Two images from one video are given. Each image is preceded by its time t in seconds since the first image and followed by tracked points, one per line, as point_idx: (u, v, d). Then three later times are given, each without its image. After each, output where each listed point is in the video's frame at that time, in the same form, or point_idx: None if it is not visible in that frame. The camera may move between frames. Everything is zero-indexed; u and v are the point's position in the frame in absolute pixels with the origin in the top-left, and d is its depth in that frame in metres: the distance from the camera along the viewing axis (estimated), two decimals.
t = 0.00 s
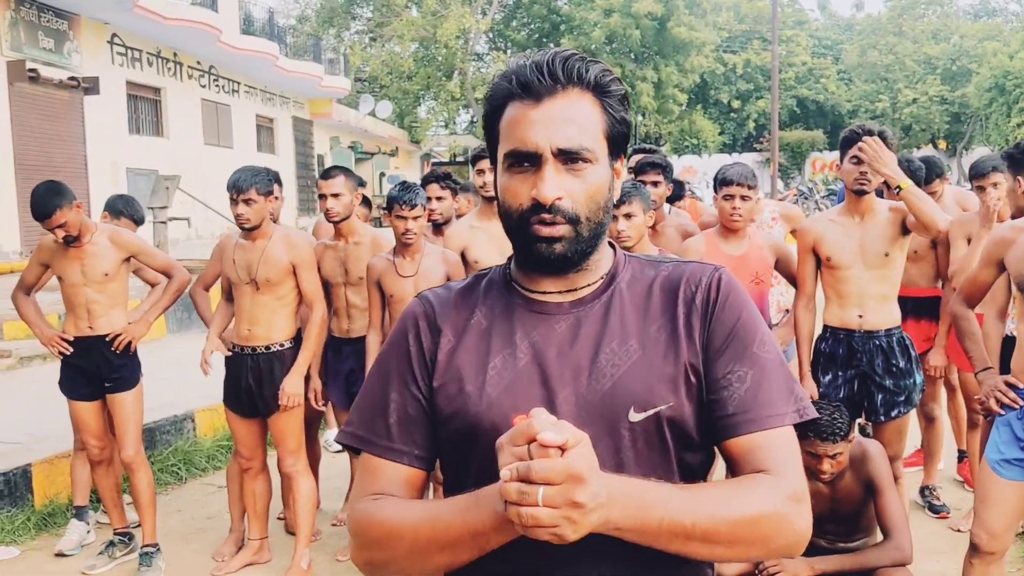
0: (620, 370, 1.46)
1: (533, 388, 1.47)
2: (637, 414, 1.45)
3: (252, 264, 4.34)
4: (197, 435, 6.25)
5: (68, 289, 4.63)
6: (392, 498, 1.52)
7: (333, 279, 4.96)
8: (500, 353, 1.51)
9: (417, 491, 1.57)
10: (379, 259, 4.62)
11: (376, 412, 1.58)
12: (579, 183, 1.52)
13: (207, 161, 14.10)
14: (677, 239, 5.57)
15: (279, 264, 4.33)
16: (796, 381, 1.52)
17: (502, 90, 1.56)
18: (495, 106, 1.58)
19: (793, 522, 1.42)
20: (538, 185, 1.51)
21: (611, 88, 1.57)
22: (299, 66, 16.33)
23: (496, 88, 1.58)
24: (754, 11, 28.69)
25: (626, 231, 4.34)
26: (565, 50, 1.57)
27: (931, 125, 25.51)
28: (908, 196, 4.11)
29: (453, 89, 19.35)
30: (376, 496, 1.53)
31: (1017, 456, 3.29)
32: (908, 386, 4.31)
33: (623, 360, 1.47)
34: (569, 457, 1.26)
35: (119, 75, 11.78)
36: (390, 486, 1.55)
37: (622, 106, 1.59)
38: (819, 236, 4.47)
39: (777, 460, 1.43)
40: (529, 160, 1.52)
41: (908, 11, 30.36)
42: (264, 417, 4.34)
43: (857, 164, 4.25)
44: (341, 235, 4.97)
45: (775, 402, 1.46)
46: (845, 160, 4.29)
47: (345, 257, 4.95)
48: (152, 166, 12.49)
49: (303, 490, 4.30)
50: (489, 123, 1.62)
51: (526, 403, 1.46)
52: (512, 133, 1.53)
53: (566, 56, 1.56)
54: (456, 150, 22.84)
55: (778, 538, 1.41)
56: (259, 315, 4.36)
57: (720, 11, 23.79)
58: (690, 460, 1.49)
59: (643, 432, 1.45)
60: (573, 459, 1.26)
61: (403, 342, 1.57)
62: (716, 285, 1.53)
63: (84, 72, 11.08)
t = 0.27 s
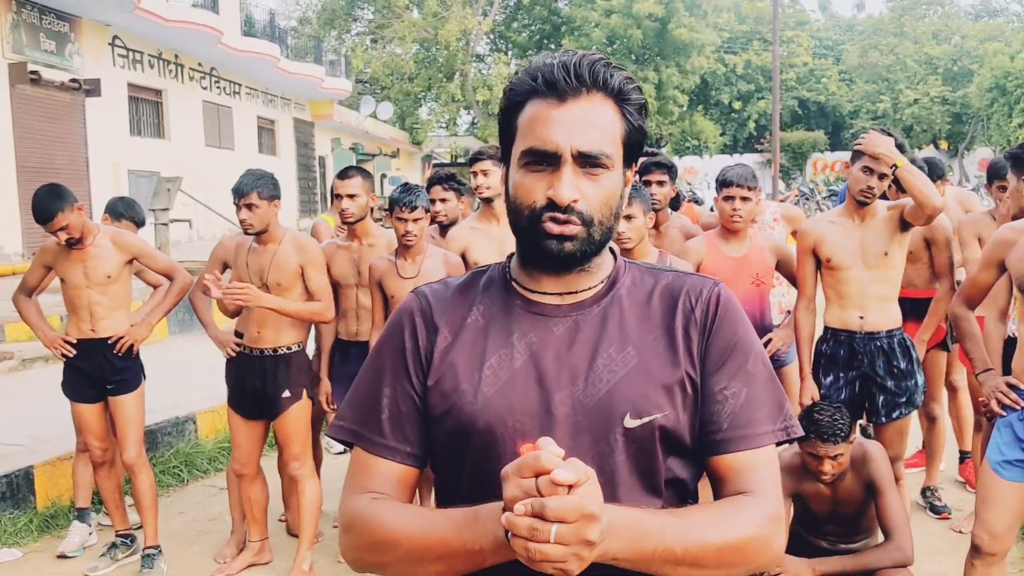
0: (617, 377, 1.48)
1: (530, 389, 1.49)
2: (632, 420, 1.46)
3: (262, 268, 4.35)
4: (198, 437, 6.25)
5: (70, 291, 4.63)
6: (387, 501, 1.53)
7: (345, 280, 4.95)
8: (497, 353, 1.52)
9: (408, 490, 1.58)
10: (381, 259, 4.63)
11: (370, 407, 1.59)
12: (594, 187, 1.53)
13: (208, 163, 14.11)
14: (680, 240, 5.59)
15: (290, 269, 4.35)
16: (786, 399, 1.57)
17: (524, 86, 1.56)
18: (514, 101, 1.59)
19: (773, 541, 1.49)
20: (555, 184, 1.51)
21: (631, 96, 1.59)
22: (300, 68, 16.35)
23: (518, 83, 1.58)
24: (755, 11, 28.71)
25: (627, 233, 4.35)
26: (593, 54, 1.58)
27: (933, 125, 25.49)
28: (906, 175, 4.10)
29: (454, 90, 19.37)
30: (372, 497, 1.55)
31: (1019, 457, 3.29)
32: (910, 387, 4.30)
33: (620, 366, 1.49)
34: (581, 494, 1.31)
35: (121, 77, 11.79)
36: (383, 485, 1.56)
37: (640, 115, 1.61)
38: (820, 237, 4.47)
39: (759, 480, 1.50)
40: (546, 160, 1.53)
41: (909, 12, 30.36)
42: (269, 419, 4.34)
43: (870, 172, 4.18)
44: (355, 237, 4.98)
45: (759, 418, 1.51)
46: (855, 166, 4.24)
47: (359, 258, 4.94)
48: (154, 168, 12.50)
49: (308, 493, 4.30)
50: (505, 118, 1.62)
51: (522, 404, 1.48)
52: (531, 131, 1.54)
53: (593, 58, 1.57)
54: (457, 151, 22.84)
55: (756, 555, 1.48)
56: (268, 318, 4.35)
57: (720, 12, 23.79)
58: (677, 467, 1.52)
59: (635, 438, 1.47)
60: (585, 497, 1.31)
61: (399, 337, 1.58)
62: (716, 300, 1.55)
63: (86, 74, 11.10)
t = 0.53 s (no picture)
0: (622, 384, 1.48)
1: (535, 396, 1.48)
2: (637, 430, 1.46)
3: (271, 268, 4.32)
4: (199, 439, 6.25)
5: (71, 293, 4.63)
6: (401, 518, 1.53)
7: (357, 281, 4.89)
8: (500, 359, 1.51)
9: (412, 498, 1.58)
10: (384, 259, 4.63)
11: (371, 412, 1.58)
12: (604, 193, 1.53)
13: (209, 164, 14.13)
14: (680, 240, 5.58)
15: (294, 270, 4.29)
16: (787, 404, 1.59)
17: (533, 85, 1.55)
18: (520, 101, 1.57)
19: (773, 547, 1.51)
20: (564, 192, 1.52)
21: (639, 98, 1.59)
22: (300, 68, 16.35)
23: (526, 83, 1.57)
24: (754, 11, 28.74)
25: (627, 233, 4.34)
26: (603, 55, 1.57)
27: (933, 125, 25.49)
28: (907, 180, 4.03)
29: (454, 91, 19.40)
30: (382, 508, 1.54)
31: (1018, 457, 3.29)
32: (910, 387, 4.30)
33: (625, 374, 1.49)
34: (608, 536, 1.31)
35: (121, 79, 11.80)
36: (388, 495, 1.56)
37: (650, 117, 1.61)
38: (820, 237, 4.47)
39: (759, 488, 1.51)
40: (554, 164, 1.53)
41: (909, 11, 30.39)
42: (274, 420, 4.35)
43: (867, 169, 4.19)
44: (370, 237, 4.96)
45: (761, 425, 1.53)
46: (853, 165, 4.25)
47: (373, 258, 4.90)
48: (154, 169, 12.51)
49: (312, 496, 4.29)
50: (509, 119, 1.61)
51: (527, 412, 1.47)
52: (539, 135, 1.53)
53: (603, 59, 1.56)
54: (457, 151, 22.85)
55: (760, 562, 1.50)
56: (277, 320, 4.32)
57: (720, 12, 23.81)
58: (681, 474, 1.52)
59: (641, 445, 1.47)
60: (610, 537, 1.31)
61: (399, 340, 1.57)
62: (721, 304, 1.56)
63: (87, 75, 11.12)
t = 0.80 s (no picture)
0: (637, 391, 1.48)
1: (547, 403, 1.48)
2: (654, 439, 1.46)
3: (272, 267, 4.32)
4: (200, 439, 6.25)
5: (73, 293, 4.64)
6: (408, 522, 1.53)
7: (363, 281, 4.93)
8: (511, 365, 1.51)
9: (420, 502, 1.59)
10: (385, 259, 4.63)
11: (380, 417, 1.58)
12: (619, 191, 1.54)
13: (209, 165, 14.14)
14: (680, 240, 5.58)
15: (295, 272, 4.28)
16: (813, 412, 1.59)
17: (543, 81, 1.56)
18: (531, 98, 1.58)
19: (808, 558, 1.52)
20: (577, 191, 1.52)
21: (654, 90, 1.59)
22: (300, 69, 16.35)
23: (536, 80, 1.57)
24: (755, 11, 28.73)
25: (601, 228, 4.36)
26: (616, 49, 1.58)
27: (933, 124, 25.49)
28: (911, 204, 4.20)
29: (454, 90, 19.42)
30: (387, 511, 1.55)
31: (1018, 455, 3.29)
32: (910, 386, 4.31)
33: (640, 381, 1.48)
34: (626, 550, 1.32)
35: (121, 79, 11.80)
36: (395, 499, 1.56)
37: (665, 110, 1.61)
38: (821, 235, 4.47)
39: (793, 500, 1.52)
40: (566, 163, 1.53)
41: (909, 10, 30.37)
42: (276, 420, 4.34)
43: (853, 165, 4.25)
44: (376, 238, 4.99)
45: (792, 436, 1.53)
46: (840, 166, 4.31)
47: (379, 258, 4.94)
48: (154, 169, 12.51)
49: (313, 496, 4.30)
50: (521, 116, 1.61)
51: (540, 418, 1.47)
52: (549, 133, 1.54)
53: (615, 53, 1.57)
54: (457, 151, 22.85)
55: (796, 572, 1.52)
56: (279, 321, 4.32)
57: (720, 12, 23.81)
58: (700, 482, 1.51)
59: (658, 454, 1.47)
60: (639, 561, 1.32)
61: (409, 346, 1.56)
62: (747, 313, 1.54)
63: (87, 76, 11.13)
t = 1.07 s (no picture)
0: (667, 398, 1.40)
1: (565, 405, 1.39)
2: (683, 447, 1.38)
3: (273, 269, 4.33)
4: (200, 440, 6.25)
5: (74, 295, 4.64)
6: (380, 507, 1.50)
7: (361, 283, 4.91)
8: (531, 364, 1.43)
9: (409, 501, 1.54)
10: (386, 259, 4.63)
11: (385, 410, 1.53)
12: (665, 192, 1.47)
13: (209, 166, 14.15)
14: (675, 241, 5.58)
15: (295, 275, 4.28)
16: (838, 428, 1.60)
17: (590, 72, 1.48)
18: (575, 89, 1.50)
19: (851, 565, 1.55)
20: (621, 188, 1.44)
21: (704, 88, 1.52)
22: (299, 70, 16.36)
23: (583, 68, 1.50)
24: (754, 11, 28.77)
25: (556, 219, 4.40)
26: (670, 43, 1.50)
27: (932, 124, 25.52)
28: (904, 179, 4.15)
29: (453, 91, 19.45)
30: (367, 498, 1.52)
31: (1016, 455, 3.29)
32: (910, 385, 4.30)
33: (672, 387, 1.41)
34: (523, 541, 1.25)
35: (121, 81, 11.82)
36: (381, 489, 1.52)
37: (715, 110, 1.55)
38: (820, 236, 4.48)
39: (834, 510, 1.55)
40: (610, 158, 1.45)
41: (908, 10, 30.40)
42: (277, 421, 4.34)
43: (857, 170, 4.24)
44: (371, 238, 4.97)
45: (826, 452, 1.55)
46: (842, 168, 4.30)
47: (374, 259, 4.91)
48: (154, 171, 12.53)
49: (313, 497, 4.30)
50: (563, 108, 1.54)
51: (557, 419, 1.39)
52: (596, 127, 1.46)
53: (668, 47, 1.49)
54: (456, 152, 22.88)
55: None
56: (279, 323, 4.32)
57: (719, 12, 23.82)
58: (724, 496, 1.43)
59: (685, 466, 1.38)
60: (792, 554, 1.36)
61: (423, 340, 1.50)
62: (786, 324, 1.50)
63: (87, 78, 11.14)
